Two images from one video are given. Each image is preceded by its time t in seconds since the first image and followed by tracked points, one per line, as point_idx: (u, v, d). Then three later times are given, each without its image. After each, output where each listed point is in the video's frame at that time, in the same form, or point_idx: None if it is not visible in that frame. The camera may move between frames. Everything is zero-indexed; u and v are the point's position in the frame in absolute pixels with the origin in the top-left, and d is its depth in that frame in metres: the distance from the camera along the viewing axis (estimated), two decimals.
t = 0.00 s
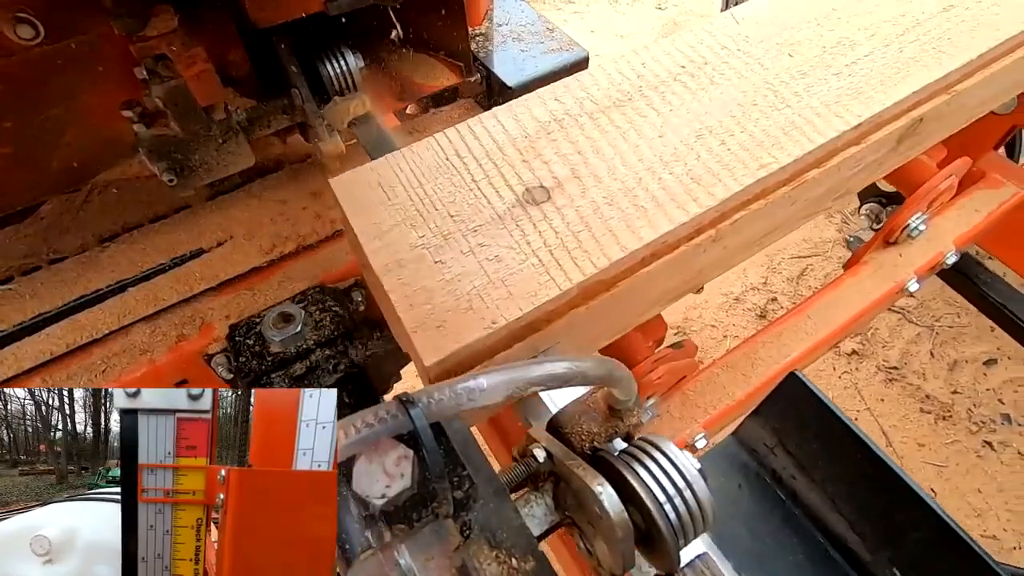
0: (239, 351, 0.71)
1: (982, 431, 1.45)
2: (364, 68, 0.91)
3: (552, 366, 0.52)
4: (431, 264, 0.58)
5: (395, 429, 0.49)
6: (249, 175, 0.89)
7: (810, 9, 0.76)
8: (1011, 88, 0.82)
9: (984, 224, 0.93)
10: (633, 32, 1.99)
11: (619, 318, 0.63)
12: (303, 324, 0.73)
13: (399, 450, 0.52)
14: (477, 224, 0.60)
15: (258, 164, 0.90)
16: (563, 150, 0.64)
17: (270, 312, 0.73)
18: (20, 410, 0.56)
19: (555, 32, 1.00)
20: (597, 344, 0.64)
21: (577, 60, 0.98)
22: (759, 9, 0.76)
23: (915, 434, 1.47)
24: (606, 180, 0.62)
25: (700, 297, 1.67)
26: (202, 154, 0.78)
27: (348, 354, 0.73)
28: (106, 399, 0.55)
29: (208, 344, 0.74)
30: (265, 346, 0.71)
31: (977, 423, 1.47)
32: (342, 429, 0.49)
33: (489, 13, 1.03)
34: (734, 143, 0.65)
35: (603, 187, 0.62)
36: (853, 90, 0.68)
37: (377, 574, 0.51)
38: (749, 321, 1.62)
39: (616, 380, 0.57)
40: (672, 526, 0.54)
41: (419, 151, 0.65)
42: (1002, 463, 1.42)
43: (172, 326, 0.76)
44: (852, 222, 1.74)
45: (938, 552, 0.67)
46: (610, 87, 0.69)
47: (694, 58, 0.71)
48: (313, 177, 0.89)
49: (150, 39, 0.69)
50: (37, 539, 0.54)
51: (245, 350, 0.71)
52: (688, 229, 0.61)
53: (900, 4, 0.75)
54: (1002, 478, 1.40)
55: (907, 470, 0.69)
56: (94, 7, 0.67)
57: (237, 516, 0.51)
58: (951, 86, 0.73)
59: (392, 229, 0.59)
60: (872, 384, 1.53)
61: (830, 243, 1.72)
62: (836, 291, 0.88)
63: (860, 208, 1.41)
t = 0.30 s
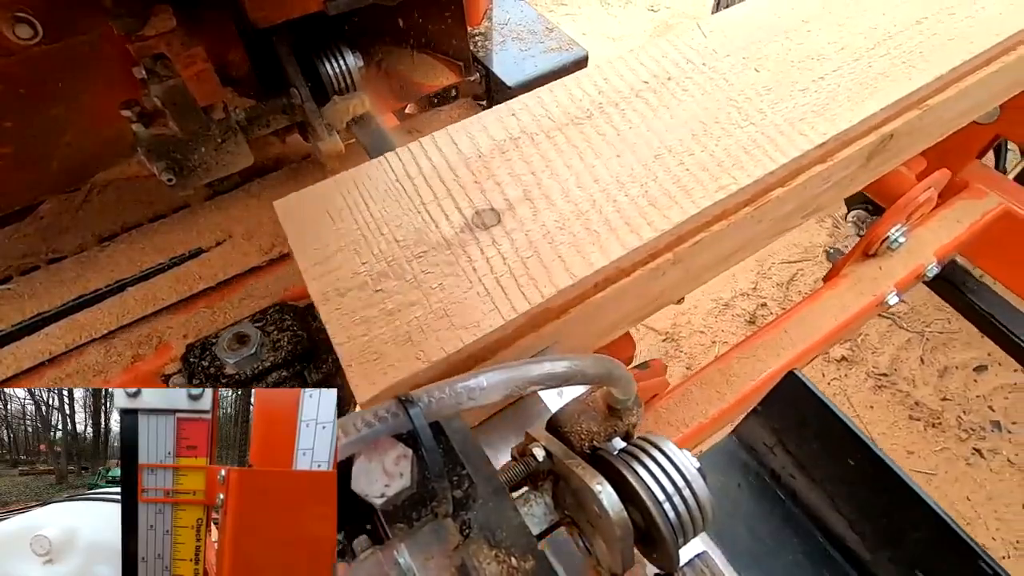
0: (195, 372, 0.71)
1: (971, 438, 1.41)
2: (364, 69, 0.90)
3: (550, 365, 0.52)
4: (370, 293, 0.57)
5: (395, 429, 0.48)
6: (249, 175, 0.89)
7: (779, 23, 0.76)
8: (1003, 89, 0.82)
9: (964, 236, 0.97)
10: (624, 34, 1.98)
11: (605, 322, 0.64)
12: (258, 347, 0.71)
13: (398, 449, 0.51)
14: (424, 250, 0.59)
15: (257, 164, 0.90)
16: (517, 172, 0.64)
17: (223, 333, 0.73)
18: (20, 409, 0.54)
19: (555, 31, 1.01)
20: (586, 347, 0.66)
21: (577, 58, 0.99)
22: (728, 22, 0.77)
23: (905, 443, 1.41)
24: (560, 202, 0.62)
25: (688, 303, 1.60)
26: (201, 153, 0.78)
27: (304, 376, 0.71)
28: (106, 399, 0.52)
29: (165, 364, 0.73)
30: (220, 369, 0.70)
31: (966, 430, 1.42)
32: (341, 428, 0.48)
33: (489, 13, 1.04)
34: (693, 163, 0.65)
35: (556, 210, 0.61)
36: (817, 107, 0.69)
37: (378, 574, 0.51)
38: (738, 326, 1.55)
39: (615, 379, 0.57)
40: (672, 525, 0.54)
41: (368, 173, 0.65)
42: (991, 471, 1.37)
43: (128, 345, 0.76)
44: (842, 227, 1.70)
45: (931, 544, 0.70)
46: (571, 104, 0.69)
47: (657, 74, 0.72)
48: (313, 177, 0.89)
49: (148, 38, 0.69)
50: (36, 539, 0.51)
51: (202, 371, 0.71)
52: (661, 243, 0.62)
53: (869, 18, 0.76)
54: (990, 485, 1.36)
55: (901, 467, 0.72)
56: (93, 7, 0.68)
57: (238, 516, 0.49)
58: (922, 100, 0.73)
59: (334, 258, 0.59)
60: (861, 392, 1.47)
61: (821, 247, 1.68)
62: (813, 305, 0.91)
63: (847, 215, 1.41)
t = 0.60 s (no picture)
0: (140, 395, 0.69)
1: (960, 447, 1.41)
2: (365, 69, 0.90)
3: (549, 365, 0.52)
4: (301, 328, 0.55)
5: (395, 428, 0.48)
6: (248, 175, 0.89)
7: (742, 40, 0.77)
8: (996, 93, 0.83)
9: (943, 249, 0.95)
10: (615, 37, 1.98)
11: (600, 324, 0.64)
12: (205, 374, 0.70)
13: (399, 449, 0.51)
14: (358, 283, 0.58)
15: (257, 164, 0.90)
16: (463, 198, 0.63)
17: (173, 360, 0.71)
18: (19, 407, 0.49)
19: (554, 31, 1.01)
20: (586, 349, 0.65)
21: (576, 58, 0.99)
22: (692, 37, 0.78)
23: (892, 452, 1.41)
24: (505, 229, 0.61)
25: (676, 310, 1.60)
26: (201, 152, 0.78)
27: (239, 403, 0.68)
28: (106, 398, 0.48)
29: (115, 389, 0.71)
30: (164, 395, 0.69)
31: (955, 439, 1.42)
32: (342, 428, 0.47)
33: (489, 12, 1.04)
34: (645, 186, 0.64)
35: (500, 239, 0.60)
36: (777, 128, 0.69)
37: (378, 574, 0.51)
38: (726, 334, 1.55)
39: (615, 379, 0.56)
40: (672, 525, 0.54)
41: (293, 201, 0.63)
42: (978, 480, 1.37)
43: (81, 367, 0.73)
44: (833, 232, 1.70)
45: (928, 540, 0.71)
46: (525, 125, 0.69)
47: (615, 92, 0.72)
48: (311, 178, 0.89)
49: (148, 38, 0.69)
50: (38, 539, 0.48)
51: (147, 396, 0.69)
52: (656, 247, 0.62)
53: (836, 35, 0.78)
54: (978, 495, 1.35)
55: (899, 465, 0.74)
56: (93, 6, 0.68)
57: (238, 516, 0.45)
58: (889, 119, 0.73)
59: (264, 292, 0.57)
60: (849, 401, 1.46)
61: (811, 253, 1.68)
62: (790, 317, 0.89)
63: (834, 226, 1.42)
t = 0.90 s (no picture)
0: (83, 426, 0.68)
1: (949, 456, 1.40)
2: (363, 70, 0.90)
3: (549, 365, 0.51)
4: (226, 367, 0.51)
5: (395, 428, 0.48)
6: (248, 175, 0.89)
7: (705, 55, 0.72)
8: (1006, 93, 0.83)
9: (923, 262, 0.93)
10: (606, 40, 1.97)
11: (604, 331, 0.64)
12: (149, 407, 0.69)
13: (398, 449, 0.51)
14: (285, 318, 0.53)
15: (257, 164, 0.90)
16: (402, 225, 0.58)
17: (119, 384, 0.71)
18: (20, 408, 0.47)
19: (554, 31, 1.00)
20: (587, 347, 0.63)
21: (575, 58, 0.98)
22: (652, 51, 0.73)
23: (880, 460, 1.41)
24: (442, 260, 0.57)
25: (664, 317, 1.60)
26: (201, 152, 0.77)
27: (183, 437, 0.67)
28: (106, 399, 0.46)
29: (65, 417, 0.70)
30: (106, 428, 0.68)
31: (943, 448, 1.41)
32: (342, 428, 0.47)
33: (489, 12, 1.03)
34: (594, 214, 0.60)
35: (438, 271, 0.56)
36: (735, 150, 0.64)
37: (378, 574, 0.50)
38: (715, 341, 1.55)
39: (615, 379, 0.56)
40: (672, 524, 0.54)
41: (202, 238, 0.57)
42: (967, 490, 1.37)
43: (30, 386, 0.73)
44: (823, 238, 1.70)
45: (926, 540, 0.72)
46: (471, 148, 0.64)
47: (569, 111, 0.67)
48: (310, 177, 0.89)
49: (147, 38, 0.69)
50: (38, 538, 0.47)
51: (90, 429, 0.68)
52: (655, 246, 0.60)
53: (802, 49, 0.73)
54: (967, 506, 1.35)
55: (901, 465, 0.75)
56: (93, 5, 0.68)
57: (239, 516, 0.44)
58: (853, 138, 0.70)
59: (181, 333, 0.53)
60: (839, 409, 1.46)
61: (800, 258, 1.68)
62: (761, 337, 0.87)
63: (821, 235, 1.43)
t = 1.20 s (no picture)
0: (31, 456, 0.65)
1: (937, 465, 1.40)
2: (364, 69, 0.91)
3: (548, 365, 0.51)
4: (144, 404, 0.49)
5: (393, 428, 0.48)
6: (248, 175, 0.89)
7: (662, 74, 0.70)
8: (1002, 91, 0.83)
9: (900, 278, 0.92)
10: (597, 43, 1.97)
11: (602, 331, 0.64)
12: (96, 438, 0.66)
13: (398, 448, 0.51)
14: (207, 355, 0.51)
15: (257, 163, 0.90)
16: (339, 254, 0.56)
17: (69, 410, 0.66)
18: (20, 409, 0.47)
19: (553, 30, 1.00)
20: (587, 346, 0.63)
21: (575, 57, 0.98)
22: (612, 68, 0.70)
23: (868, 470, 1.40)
24: (380, 289, 0.54)
25: (652, 324, 1.60)
26: (200, 151, 0.77)
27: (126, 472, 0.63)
28: (106, 399, 0.47)
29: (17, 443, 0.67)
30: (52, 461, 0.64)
31: (932, 458, 1.42)
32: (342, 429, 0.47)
33: (489, 11, 1.04)
34: (537, 241, 0.57)
35: (373, 302, 0.54)
36: (689, 173, 0.62)
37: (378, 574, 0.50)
38: (702, 349, 1.56)
39: (615, 378, 0.56)
40: (671, 524, 0.55)
41: (178, 245, 0.56)
42: (956, 500, 1.36)
43: None
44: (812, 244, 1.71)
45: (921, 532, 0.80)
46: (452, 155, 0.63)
47: (521, 132, 0.65)
48: (309, 176, 0.89)
49: (146, 36, 0.69)
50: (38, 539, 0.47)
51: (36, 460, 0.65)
52: (634, 256, 0.59)
53: (762, 67, 0.71)
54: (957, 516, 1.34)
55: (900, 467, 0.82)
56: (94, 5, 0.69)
57: (240, 517, 0.44)
58: (816, 157, 0.68)
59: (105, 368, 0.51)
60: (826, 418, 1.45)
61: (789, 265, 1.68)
62: (738, 355, 0.85)
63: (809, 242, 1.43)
